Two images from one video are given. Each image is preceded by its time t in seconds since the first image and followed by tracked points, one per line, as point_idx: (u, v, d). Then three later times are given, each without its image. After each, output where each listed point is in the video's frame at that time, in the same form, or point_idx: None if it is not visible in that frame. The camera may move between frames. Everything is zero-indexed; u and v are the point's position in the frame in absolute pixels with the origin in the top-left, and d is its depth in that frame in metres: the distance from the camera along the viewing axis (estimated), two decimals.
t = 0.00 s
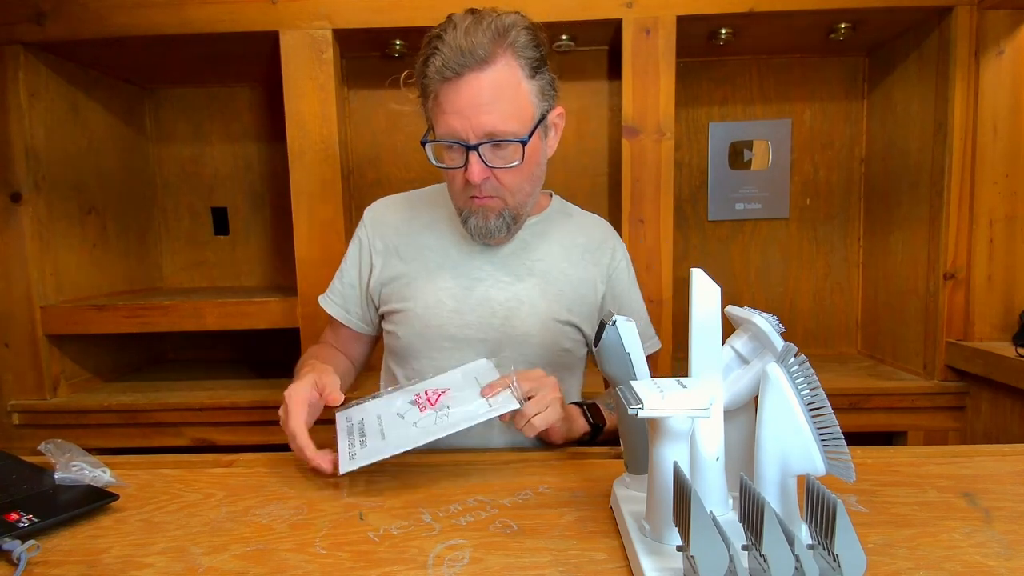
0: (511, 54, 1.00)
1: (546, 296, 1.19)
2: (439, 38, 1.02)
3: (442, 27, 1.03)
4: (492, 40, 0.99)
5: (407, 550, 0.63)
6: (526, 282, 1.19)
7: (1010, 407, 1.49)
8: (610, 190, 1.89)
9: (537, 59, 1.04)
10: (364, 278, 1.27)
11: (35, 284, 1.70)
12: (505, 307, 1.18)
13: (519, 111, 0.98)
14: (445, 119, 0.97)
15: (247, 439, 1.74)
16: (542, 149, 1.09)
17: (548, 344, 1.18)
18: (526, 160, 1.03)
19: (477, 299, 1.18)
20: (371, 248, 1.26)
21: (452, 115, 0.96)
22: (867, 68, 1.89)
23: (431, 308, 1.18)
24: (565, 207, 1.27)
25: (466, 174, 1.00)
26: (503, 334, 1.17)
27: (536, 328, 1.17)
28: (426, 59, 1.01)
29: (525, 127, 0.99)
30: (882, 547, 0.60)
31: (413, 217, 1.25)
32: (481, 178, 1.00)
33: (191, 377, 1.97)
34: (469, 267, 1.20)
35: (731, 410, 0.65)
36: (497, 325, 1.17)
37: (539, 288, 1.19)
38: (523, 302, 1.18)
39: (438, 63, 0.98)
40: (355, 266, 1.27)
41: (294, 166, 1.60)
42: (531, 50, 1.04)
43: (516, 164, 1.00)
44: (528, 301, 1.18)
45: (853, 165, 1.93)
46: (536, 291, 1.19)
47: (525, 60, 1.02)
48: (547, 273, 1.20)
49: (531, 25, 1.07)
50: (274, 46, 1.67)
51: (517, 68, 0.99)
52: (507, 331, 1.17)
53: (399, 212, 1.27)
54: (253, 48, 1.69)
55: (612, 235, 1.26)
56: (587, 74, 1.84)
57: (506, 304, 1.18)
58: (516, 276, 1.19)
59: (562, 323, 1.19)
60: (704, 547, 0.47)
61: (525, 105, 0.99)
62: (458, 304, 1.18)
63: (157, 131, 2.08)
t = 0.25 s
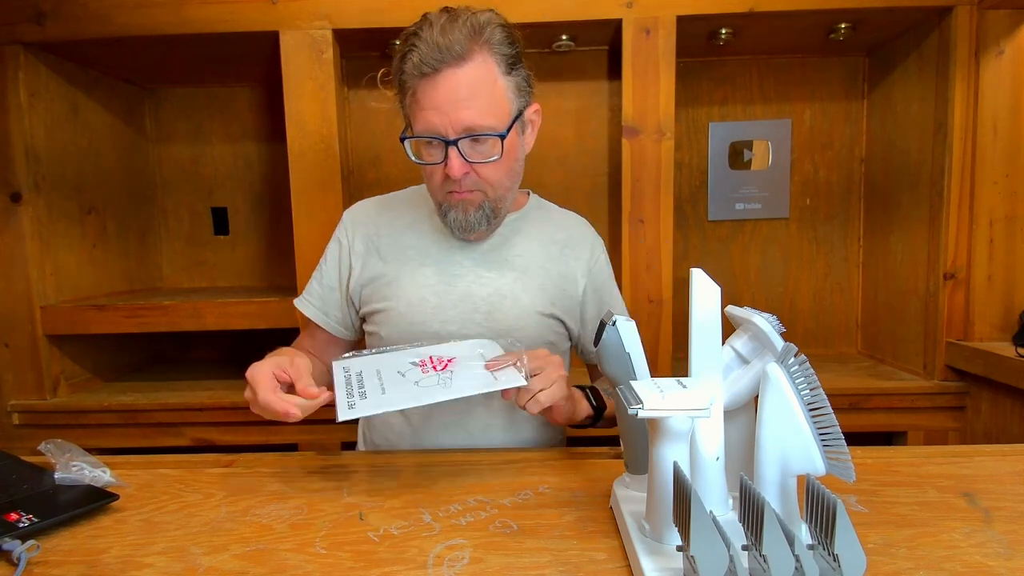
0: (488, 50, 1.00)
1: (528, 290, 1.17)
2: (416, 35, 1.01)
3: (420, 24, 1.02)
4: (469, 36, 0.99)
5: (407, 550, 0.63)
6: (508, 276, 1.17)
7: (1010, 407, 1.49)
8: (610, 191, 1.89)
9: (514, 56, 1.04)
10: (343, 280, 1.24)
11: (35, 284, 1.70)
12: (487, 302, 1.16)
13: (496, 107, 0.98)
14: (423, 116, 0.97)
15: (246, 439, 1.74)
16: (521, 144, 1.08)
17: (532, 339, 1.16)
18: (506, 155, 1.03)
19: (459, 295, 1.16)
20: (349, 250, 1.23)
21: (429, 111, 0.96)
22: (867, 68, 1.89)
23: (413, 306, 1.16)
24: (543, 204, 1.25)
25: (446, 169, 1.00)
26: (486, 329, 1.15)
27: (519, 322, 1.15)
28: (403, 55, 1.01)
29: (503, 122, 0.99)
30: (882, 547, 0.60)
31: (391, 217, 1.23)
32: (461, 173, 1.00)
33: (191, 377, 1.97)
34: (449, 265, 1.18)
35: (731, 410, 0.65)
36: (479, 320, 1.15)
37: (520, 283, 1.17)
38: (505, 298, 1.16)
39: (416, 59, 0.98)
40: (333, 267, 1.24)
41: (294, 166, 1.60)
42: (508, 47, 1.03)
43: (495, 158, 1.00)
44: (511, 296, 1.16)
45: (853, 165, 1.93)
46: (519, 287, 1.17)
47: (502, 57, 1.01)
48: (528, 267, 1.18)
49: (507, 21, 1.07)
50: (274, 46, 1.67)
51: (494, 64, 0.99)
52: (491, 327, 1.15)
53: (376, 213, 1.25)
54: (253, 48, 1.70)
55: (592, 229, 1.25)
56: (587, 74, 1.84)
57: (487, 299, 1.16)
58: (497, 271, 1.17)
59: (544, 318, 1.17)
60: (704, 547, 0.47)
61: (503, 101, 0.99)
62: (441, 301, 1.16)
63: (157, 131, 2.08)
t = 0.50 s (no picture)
0: (476, 47, 1.00)
1: (519, 288, 1.17)
2: (403, 31, 1.01)
3: (406, 20, 1.02)
4: (457, 32, 0.99)
5: (407, 550, 0.63)
6: (499, 274, 1.17)
7: (1010, 408, 1.49)
8: (610, 191, 1.89)
9: (501, 53, 1.04)
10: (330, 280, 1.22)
11: (35, 284, 1.70)
12: (479, 300, 1.15)
13: (484, 103, 0.98)
14: (411, 111, 0.97)
15: (246, 439, 1.74)
16: (509, 141, 1.08)
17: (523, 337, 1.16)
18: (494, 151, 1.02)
19: (451, 292, 1.15)
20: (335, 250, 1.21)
21: (417, 106, 0.95)
22: (867, 68, 1.89)
23: (405, 304, 1.14)
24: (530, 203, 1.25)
25: (434, 164, 0.99)
26: (478, 327, 1.14)
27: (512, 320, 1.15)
28: (391, 51, 1.00)
29: (491, 118, 0.99)
30: (882, 547, 0.60)
31: (379, 216, 1.21)
32: (449, 168, 0.99)
33: (191, 377, 1.97)
34: (440, 263, 1.17)
35: (731, 410, 0.65)
36: (472, 318, 1.14)
37: (511, 280, 1.17)
38: (496, 295, 1.15)
39: (403, 55, 0.97)
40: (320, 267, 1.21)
41: (294, 166, 1.60)
42: (495, 44, 1.03)
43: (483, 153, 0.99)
44: (502, 293, 1.16)
45: (853, 165, 1.93)
46: (511, 284, 1.16)
47: (489, 53, 1.01)
48: (518, 265, 1.18)
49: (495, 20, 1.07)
50: (274, 46, 1.67)
51: (481, 60, 0.99)
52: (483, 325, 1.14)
53: (363, 213, 1.23)
54: (253, 48, 1.70)
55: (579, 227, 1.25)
56: (587, 74, 1.84)
57: (480, 296, 1.15)
58: (488, 269, 1.17)
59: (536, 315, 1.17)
60: (705, 547, 0.47)
61: (490, 97, 0.99)
62: (433, 299, 1.14)
63: (157, 131, 2.08)
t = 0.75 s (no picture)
0: (477, 45, 1.00)
1: (516, 288, 1.17)
2: (404, 26, 1.00)
3: (407, 16, 1.01)
4: (459, 30, 0.99)
5: (407, 550, 0.63)
6: (495, 274, 1.17)
7: (1010, 407, 1.49)
8: (610, 191, 1.89)
9: (501, 52, 1.04)
10: (325, 280, 1.21)
11: (35, 284, 1.70)
12: (477, 300, 1.15)
13: (485, 101, 0.98)
14: (411, 106, 0.96)
15: (246, 439, 1.74)
16: (507, 139, 1.08)
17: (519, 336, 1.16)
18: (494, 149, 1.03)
19: (448, 292, 1.15)
20: (329, 250, 1.20)
21: (419, 102, 0.95)
22: (867, 68, 1.89)
23: (402, 304, 1.14)
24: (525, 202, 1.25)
25: (434, 161, 0.99)
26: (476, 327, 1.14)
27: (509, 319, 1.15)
28: (391, 46, 1.00)
29: (492, 116, 0.99)
30: (882, 547, 0.60)
31: (374, 215, 1.21)
32: (449, 165, 0.99)
33: (191, 377, 1.97)
34: (437, 263, 1.17)
35: (731, 410, 0.65)
36: (469, 318, 1.14)
37: (508, 280, 1.17)
38: (493, 295, 1.16)
39: (405, 50, 0.97)
40: (314, 266, 1.20)
41: (294, 166, 1.60)
42: (496, 43, 1.04)
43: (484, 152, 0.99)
44: (499, 293, 1.16)
45: (853, 165, 1.93)
46: (507, 284, 1.17)
47: (490, 52, 1.02)
48: (515, 264, 1.18)
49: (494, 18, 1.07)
50: (274, 46, 1.67)
51: (482, 58, 0.99)
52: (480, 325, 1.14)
53: (358, 211, 1.22)
54: (253, 48, 1.70)
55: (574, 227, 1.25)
56: (587, 74, 1.84)
57: (477, 296, 1.15)
58: (485, 269, 1.17)
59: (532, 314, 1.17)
60: (705, 547, 0.47)
61: (491, 95, 0.99)
62: (430, 299, 1.14)
63: (157, 131, 2.08)
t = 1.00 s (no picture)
0: (484, 44, 1.00)
1: (512, 288, 1.17)
2: (411, 23, 1.00)
3: (413, 13, 1.01)
4: (466, 29, 0.99)
5: (407, 550, 0.63)
6: (492, 274, 1.17)
7: (1010, 407, 1.49)
8: (610, 191, 1.89)
9: (505, 52, 1.05)
10: (318, 279, 1.19)
11: (35, 284, 1.70)
12: (474, 300, 1.15)
13: (493, 101, 0.98)
14: (419, 104, 0.96)
15: (246, 439, 1.74)
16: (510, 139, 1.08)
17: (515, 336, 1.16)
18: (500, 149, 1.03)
19: (445, 293, 1.15)
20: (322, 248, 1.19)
21: (427, 101, 0.95)
22: (867, 68, 1.89)
23: (399, 304, 1.14)
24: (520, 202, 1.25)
25: (441, 161, 0.98)
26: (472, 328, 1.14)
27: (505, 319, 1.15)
28: (398, 43, 0.99)
29: (498, 116, 0.99)
30: (882, 547, 0.60)
31: (369, 214, 1.20)
32: (456, 165, 0.98)
33: (191, 377, 1.97)
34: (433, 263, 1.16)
35: (731, 410, 0.65)
36: (466, 318, 1.14)
37: (505, 280, 1.17)
38: (490, 295, 1.16)
39: (413, 48, 0.96)
40: (307, 265, 1.19)
41: (294, 166, 1.60)
42: (501, 42, 1.04)
43: (491, 152, 0.99)
44: (496, 293, 1.16)
45: (853, 165, 1.93)
46: (504, 284, 1.17)
47: (496, 51, 1.02)
48: (512, 265, 1.18)
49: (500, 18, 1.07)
50: (274, 46, 1.67)
51: (489, 58, 1.00)
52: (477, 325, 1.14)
53: (352, 210, 1.21)
54: (253, 48, 1.70)
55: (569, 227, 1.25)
56: (587, 74, 1.84)
57: (474, 296, 1.15)
58: (482, 269, 1.17)
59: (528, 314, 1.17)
60: (705, 547, 0.47)
61: (498, 96, 1.00)
62: (427, 300, 1.14)
63: (157, 131, 2.07)
